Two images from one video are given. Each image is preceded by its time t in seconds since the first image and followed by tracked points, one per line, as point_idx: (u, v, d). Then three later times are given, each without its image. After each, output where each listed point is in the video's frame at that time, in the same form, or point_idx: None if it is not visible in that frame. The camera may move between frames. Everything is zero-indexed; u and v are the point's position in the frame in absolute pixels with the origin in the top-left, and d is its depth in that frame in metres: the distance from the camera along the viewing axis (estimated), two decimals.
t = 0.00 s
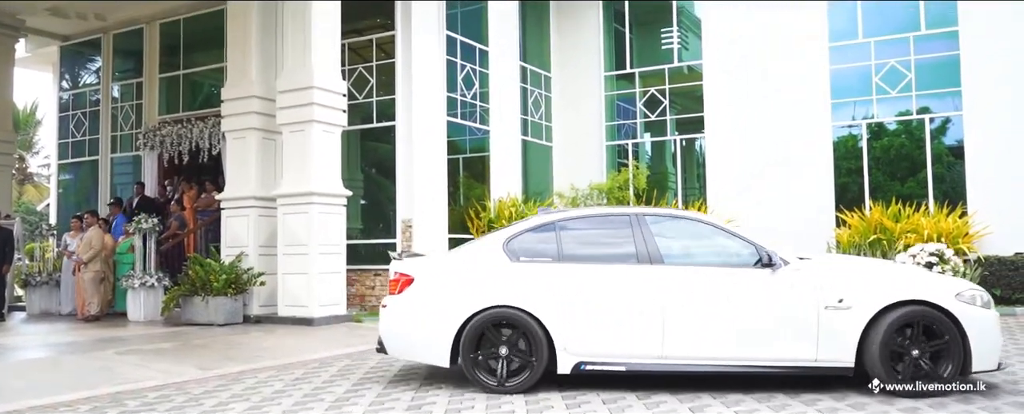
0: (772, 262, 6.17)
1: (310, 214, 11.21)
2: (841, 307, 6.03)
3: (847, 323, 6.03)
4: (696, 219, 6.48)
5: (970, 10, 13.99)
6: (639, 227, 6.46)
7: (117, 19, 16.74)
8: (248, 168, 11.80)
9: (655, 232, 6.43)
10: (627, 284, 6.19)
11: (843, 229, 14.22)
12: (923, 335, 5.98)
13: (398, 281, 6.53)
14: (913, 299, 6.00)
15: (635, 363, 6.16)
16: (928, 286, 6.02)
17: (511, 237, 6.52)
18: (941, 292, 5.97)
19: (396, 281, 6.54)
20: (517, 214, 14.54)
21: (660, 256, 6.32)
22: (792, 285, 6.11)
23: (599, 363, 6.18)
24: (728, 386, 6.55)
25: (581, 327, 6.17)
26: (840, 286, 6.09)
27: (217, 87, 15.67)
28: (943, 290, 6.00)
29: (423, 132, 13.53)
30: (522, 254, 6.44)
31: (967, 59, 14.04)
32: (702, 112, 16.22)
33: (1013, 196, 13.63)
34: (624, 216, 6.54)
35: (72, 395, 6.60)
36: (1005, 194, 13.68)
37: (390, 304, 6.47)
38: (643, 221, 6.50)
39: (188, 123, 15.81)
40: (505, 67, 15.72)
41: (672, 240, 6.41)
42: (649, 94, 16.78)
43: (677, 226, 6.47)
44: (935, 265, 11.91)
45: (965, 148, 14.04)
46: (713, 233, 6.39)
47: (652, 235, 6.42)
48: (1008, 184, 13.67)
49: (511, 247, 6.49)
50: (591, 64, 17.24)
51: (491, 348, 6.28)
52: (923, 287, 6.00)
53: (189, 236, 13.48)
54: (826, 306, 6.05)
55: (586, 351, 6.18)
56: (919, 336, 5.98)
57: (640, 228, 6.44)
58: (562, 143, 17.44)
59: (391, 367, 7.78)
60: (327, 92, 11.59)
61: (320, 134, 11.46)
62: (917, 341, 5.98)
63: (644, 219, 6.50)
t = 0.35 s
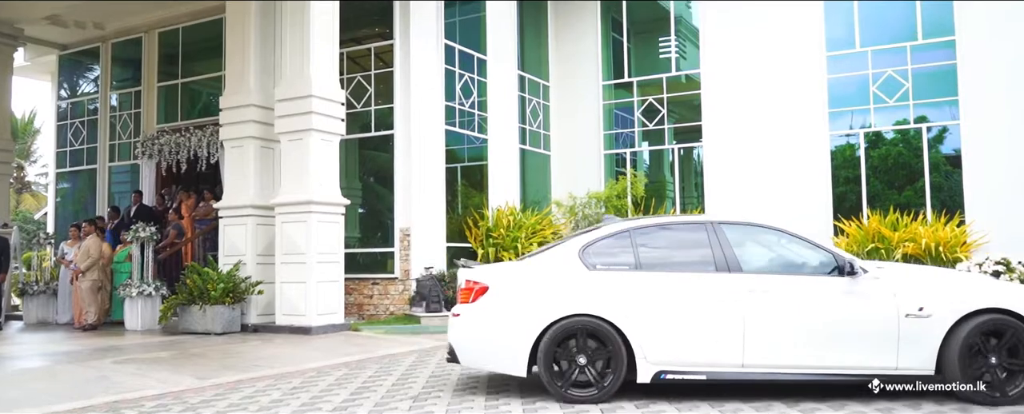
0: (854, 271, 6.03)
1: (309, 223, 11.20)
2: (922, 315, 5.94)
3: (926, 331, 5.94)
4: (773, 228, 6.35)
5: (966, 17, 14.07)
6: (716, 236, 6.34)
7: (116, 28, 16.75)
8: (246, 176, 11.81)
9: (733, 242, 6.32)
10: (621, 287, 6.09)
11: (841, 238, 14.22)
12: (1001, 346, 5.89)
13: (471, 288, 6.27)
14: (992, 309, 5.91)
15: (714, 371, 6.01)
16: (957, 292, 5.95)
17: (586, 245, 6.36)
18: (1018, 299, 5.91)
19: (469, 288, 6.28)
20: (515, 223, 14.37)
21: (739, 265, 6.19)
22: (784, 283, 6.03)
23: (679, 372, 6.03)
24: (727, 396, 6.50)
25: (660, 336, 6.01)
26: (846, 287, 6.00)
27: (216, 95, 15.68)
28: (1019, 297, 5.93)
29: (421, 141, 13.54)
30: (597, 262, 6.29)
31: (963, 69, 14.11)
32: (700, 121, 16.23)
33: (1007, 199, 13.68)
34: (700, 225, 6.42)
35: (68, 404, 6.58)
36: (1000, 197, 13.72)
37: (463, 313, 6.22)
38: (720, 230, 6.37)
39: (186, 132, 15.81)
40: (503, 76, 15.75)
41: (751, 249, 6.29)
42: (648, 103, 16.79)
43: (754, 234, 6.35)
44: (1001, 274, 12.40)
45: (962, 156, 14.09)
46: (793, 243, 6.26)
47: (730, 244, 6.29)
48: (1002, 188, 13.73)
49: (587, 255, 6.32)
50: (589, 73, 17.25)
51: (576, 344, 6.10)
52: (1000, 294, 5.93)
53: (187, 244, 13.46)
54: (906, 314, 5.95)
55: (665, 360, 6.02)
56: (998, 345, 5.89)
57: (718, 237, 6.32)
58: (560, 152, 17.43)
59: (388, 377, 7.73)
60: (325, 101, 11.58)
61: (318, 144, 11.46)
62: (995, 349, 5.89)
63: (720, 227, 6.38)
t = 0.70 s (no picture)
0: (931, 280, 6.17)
1: (306, 232, 11.18)
2: (1000, 323, 6.09)
3: (1002, 340, 6.09)
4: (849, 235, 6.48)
5: (962, 24, 14.19)
6: (793, 244, 6.46)
7: (114, 37, 16.77)
8: (244, 185, 11.81)
9: (809, 249, 6.44)
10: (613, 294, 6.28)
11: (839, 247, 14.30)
12: None
13: (546, 296, 6.43)
14: None
15: (797, 381, 6.18)
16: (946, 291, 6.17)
17: (664, 252, 6.49)
18: None
19: (544, 297, 6.45)
20: (512, 232, 14.45)
21: (817, 274, 6.32)
22: (774, 288, 6.24)
23: (760, 381, 6.18)
24: (725, 406, 6.50)
25: (745, 345, 6.16)
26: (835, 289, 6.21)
27: (214, 105, 15.69)
28: None
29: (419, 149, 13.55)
30: (673, 270, 6.41)
31: (960, 78, 14.18)
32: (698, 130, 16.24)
33: (1007, 197, 13.74)
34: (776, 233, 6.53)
35: None
36: (1000, 196, 13.78)
37: (537, 321, 6.41)
38: (796, 238, 6.50)
39: (184, 141, 15.79)
40: (501, 85, 15.76)
41: (827, 256, 6.42)
42: (645, 112, 16.80)
43: (828, 241, 6.47)
44: None
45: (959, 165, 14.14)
46: (869, 251, 6.38)
47: (807, 253, 6.42)
48: (1001, 193, 13.78)
49: (662, 263, 6.45)
50: (586, 82, 17.24)
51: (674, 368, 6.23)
52: None
53: (184, 253, 13.44)
54: (985, 323, 6.11)
55: (746, 369, 6.17)
56: None
57: (794, 245, 6.44)
58: (558, 161, 17.42)
59: (386, 386, 7.71)
60: (322, 110, 11.58)
61: (316, 153, 11.45)
62: None
63: (797, 235, 6.50)
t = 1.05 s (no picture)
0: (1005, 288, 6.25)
1: (301, 241, 11.17)
2: None
3: None
4: (919, 243, 6.52)
5: (957, 31, 14.29)
6: (864, 251, 6.47)
7: (110, 46, 16.76)
8: (238, 194, 11.78)
9: (879, 253, 6.48)
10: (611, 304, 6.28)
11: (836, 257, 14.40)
12: None
13: (619, 304, 6.37)
14: None
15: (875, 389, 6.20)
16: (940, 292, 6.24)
17: (735, 260, 6.47)
18: None
19: (615, 305, 6.39)
20: (509, 241, 14.54)
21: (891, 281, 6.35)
22: (770, 296, 6.24)
23: (836, 389, 6.20)
24: None
25: (821, 352, 6.17)
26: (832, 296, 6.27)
27: (209, 114, 15.68)
28: None
29: (415, 158, 13.55)
30: (745, 278, 6.39)
31: (954, 87, 14.23)
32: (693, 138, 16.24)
33: (1006, 198, 13.79)
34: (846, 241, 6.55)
35: None
36: (1000, 197, 13.81)
37: (609, 330, 6.34)
38: (866, 245, 6.51)
39: (179, 150, 15.75)
40: (497, 94, 15.77)
41: (898, 259, 6.47)
42: (640, 121, 16.80)
43: (895, 245, 6.52)
44: None
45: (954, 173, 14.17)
46: (941, 258, 6.44)
47: (880, 260, 6.44)
48: (996, 201, 13.84)
49: (734, 272, 6.43)
50: (582, 91, 17.24)
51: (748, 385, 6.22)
52: None
53: (179, 262, 13.40)
54: None
55: (823, 377, 6.18)
56: None
57: (865, 253, 6.46)
58: (554, 169, 17.40)
59: (381, 396, 7.67)
60: (317, 119, 11.58)
61: (311, 161, 11.44)
62: None
63: (867, 243, 6.52)
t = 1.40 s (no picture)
0: None
1: (295, 243, 11.15)
2: None
3: None
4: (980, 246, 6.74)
5: (951, 33, 14.34)
6: (930, 254, 6.66)
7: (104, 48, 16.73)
8: (232, 196, 11.76)
9: (944, 252, 6.68)
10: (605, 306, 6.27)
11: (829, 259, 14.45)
12: None
13: (689, 306, 6.48)
14: None
15: (946, 390, 6.36)
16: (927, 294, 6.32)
17: (806, 262, 6.60)
18: None
19: (685, 307, 6.50)
20: (503, 243, 14.52)
21: (958, 283, 6.54)
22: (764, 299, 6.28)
23: (909, 390, 6.35)
24: None
25: (895, 355, 6.32)
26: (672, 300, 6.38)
27: (203, 116, 15.66)
28: None
29: (409, 160, 13.54)
30: (818, 280, 6.52)
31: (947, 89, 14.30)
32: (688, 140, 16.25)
33: (1007, 198, 13.82)
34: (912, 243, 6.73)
35: None
36: (997, 197, 13.85)
37: (680, 331, 6.44)
38: (932, 248, 6.70)
39: (173, 152, 15.71)
40: (491, 96, 15.76)
41: (964, 259, 6.67)
42: (635, 122, 16.79)
43: (960, 247, 6.72)
44: None
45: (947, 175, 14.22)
46: (1002, 260, 6.69)
47: (946, 262, 6.63)
48: (988, 203, 13.92)
49: (806, 273, 6.55)
50: (576, 93, 17.23)
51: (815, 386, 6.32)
52: None
53: (173, 265, 13.37)
54: None
55: (896, 379, 6.33)
56: None
57: (931, 255, 6.64)
58: (548, 172, 17.39)
59: (375, 398, 7.67)
60: (312, 121, 11.57)
61: (305, 164, 11.43)
62: None
63: (932, 245, 6.70)
